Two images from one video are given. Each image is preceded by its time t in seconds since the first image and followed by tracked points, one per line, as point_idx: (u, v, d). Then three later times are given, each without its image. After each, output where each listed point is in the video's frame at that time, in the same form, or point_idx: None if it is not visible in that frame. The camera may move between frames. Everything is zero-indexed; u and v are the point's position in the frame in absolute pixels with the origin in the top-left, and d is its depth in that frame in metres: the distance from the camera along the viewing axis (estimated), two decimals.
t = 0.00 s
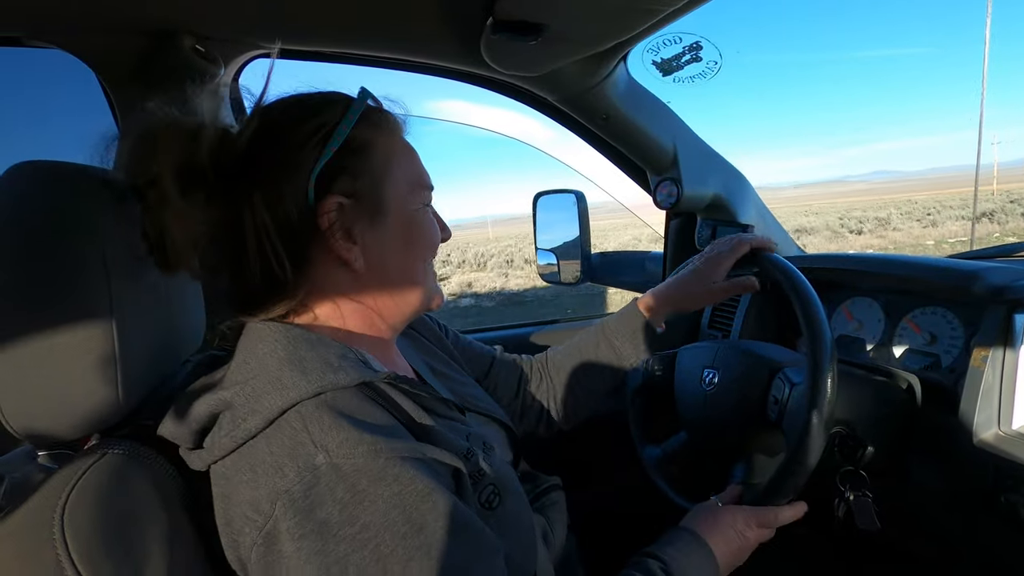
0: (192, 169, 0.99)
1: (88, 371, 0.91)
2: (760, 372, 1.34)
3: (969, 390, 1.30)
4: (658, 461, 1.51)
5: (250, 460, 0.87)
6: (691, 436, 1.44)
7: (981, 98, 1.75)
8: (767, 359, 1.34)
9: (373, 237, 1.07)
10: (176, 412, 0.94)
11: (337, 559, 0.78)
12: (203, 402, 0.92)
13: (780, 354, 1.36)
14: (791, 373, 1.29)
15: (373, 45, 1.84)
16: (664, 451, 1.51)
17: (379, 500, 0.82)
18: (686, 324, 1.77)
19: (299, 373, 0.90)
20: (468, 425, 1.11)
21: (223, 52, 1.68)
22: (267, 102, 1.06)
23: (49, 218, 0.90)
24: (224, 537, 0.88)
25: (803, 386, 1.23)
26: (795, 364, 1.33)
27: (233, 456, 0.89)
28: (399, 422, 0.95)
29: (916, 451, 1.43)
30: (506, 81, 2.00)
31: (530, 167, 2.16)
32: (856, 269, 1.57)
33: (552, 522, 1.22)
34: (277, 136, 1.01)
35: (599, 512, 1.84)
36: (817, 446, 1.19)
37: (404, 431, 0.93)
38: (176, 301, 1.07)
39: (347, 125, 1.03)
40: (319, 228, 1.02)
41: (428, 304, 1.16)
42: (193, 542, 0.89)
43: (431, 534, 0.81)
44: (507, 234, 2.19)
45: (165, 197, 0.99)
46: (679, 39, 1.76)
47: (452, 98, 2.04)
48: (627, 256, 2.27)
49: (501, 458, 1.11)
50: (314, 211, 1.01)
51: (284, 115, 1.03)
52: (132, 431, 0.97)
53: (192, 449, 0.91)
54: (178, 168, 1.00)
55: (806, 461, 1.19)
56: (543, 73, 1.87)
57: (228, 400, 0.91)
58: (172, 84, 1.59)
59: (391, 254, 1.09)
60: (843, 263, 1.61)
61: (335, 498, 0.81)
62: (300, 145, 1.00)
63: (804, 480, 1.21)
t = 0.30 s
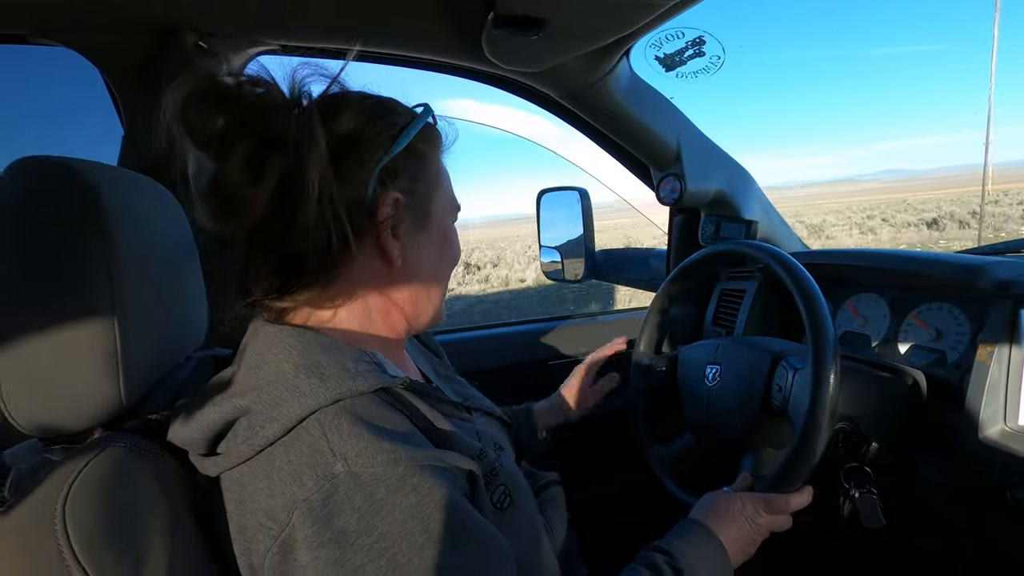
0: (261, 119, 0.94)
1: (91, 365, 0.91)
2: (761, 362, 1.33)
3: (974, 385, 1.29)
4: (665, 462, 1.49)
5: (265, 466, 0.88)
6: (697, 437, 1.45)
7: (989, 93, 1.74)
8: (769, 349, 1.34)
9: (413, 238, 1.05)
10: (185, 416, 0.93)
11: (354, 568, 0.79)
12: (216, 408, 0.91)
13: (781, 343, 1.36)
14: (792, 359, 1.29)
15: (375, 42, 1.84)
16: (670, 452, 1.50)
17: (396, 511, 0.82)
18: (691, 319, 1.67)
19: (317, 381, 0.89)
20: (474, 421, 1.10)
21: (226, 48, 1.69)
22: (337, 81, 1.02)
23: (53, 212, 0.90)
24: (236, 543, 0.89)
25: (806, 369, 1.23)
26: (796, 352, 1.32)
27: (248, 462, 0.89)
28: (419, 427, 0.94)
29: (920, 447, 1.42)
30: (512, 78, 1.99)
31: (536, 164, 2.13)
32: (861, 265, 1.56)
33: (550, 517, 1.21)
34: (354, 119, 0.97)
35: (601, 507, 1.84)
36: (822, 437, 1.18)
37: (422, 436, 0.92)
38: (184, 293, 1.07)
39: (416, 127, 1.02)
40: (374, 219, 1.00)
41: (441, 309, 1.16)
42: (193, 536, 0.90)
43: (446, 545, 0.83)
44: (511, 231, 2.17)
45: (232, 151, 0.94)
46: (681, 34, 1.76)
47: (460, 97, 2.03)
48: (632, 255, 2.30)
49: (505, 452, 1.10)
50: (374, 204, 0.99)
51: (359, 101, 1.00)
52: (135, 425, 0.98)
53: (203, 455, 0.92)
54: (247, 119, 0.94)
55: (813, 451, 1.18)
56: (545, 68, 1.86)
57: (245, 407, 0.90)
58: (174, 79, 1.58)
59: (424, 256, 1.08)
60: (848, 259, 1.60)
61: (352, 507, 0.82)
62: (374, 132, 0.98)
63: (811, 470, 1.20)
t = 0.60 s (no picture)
0: (260, 126, 0.94)
1: (96, 366, 0.92)
2: (764, 362, 1.33)
3: (978, 384, 1.29)
4: (669, 464, 1.47)
5: (270, 467, 0.88)
6: (702, 438, 1.45)
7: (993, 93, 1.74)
8: (771, 349, 1.34)
9: (411, 238, 1.06)
10: (193, 415, 0.93)
11: (358, 567, 0.80)
12: (223, 409, 0.91)
13: (783, 343, 1.36)
14: (794, 358, 1.29)
15: (377, 44, 1.85)
16: (672, 454, 1.49)
17: (399, 510, 0.83)
18: (694, 318, 1.67)
19: (322, 383, 0.90)
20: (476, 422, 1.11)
21: (230, 51, 1.70)
22: (330, 86, 1.02)
23: (54, 215, 0.90)
24: (241, 543, 0.89)
25: (808, 367, 1.23)
26: (798, 351, 1.33)
27: (253, 463, 0.90)
28: (423, 429, 0.95)
29: (923, 447, 1.42)
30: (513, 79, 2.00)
31: (539, 165, 2.14)
32: (864, 265, 1.56)
33: (551, 517, 1.21)
34: (344, 125, 0.97)
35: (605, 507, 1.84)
36: (824, 436, 1.18)
37: (425, 437, 0.93)
38: (187, 293, 1.07)
39: (407, 131, 1.02)
40: (372, 219, 1.01)
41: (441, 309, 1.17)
42: (199, 534, 0.90)
43: (448, 546, 0.83)
44: (513, 231, 2.16)
45: (230, 157, 0.94)
46: (684, 34, 1.76)
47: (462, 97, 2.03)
48: (635, 256, 2.30)
49: (508, 453, 1.10)
50: (370, 207, 1.00)
51: (352, 106, 1.00)
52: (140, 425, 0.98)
53: (208, 457, 0.92)
54: (248, 124, 0.95)
55: (817, 449, 1.18)
56: (547, 69, 1.87)
57: (251, 408, 0.91)
58: (179, 82, 1.59)
59: (423, 256, 1.08)
60: (852, 259, 1.60)
61: (357, 507, 0.82)
62: (368, 136, 0.98)
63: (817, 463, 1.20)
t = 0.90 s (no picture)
0: (233, 147, 0.95)
1: (102, 369, 0.92)
2: (769, 364, 1.33)
3: (984, 386, 1.29)
4: (673, 466, 1.47)
5: (276, 468, 0.88)
6: (706, 440, 1.44)
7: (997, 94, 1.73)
8: (776, 350, 1.34)
9: (403, 238, 1.05)
10: (202, 416, 0.93)
11: (364, 568, 0.80)
12: (232, 409, 0.91)
13: (787, 344, 1.36)
14: (799, 360, 1.29)
15: (380, 47, 1.85)
16: (676, 456, 1.48)
17: (404, 512, 0.83)
18: (697, 320, 1.69)
19: (329, 384, 0.90)
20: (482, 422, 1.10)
21: (234, 53, 1.70)
22: (305, 95, 1.04)
23: (58, 216, 0.90)
24: (247, 544, 0.89)
25: (813, 369, 1.23)
26: (803, 353, 1.33)
27: (260, 464, 0.90)
28: (430, 430, 0.95)
29: (928, 449, 1.42)
30: (516, 81, 2.00)
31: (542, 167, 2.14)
32: (868, 266, 1.56)
33: (556, 518, 1.21)
34: (321, 135, 0.98)
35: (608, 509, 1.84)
36: (829, 439, 1.18)
37: (431, 438, 0.93)
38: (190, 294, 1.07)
39: (386, 132, 1.01)
40: (355, 225, 1.01)
41: (444, 308, 1.16)
42: (204, 536, 0.90)
43: (454, 547, 0.83)
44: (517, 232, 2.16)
45: (207, 181, 0.95)
46: (686, 36, 1.76)
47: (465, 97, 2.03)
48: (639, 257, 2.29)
49: (515, 453, 1.10)
50: (353, 212, 1.00)
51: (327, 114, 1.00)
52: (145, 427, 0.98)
53: (217, 458, 0.92)
54: (221, 146, 0.96)
55: (822, 452, 1.18)
56: (551, 71, 1.87)
57: (259, 409, 0.91)
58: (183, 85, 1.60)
59: (417, 255, 1.08)
60: (856, 260, 1.60)
61: (364, 508, 0.83)
62: (344, 143, 0.98)
63: (821, 465, 1.20)
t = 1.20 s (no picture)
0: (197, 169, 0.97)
1: (98, 371, 0.92)
2: (765, 366, 1.33)
3: (980, 387, 1.29)
4: (670, 468, 1.47)
5: (274, 469, 0.88)
6: (703, 442, 1.44)
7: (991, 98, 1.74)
8: (772, 352, 1.34)
9: (387, 242, 1.04)
10: (201, 418, 0.93)
11: (362, 570, 0.80)
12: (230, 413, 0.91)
13: (784, 346, 1.36)
14: (795, 361, 1.29)
15: (379, 49, 1.86)
16: (672, 458, 1.48)
17: (402, 514, 0.83)
18: (696, 322, 1.69)
19: (327, 385, 0.90)
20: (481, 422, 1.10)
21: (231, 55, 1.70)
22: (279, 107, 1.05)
23: (55, 220, 0.90)
24: (245, 545, 0.89)
25: (808, 370, 1.23)
26: (799, 355, 1.33)
27: (258, 466, 0.90)
28: (428, 431, 0.95)
29: (925, 451, 1.42)
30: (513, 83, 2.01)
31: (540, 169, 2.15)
32: (863, 269, 1.56)
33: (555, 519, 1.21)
34: (292, 143, 0.98)
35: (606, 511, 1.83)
36: (826, 441, 1.18)
37: (429, 439, 0.93)
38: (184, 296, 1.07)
39: (361, 132, 1.00)
40: (332, 234, 1.00)
41: (440, 308, 1.14)
42: (199, 538, 0.90)
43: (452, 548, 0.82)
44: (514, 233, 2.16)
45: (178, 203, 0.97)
46: (684, 38, 1.76)
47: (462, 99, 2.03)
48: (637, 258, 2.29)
49: (514, 454, 1.10)
50: (329, 219, 0.98)
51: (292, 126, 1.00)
52: (141, 429, 0.98)
53: (215, 462, 0.92)
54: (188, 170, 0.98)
55: (819, 454, 1.18)
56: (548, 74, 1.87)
57: (257, 411, 0.91)
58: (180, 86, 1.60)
59: (407, 257, 1.06)
60: (851, 263, 1.61)
61: (361, 510, 0.83)
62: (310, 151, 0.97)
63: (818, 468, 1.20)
